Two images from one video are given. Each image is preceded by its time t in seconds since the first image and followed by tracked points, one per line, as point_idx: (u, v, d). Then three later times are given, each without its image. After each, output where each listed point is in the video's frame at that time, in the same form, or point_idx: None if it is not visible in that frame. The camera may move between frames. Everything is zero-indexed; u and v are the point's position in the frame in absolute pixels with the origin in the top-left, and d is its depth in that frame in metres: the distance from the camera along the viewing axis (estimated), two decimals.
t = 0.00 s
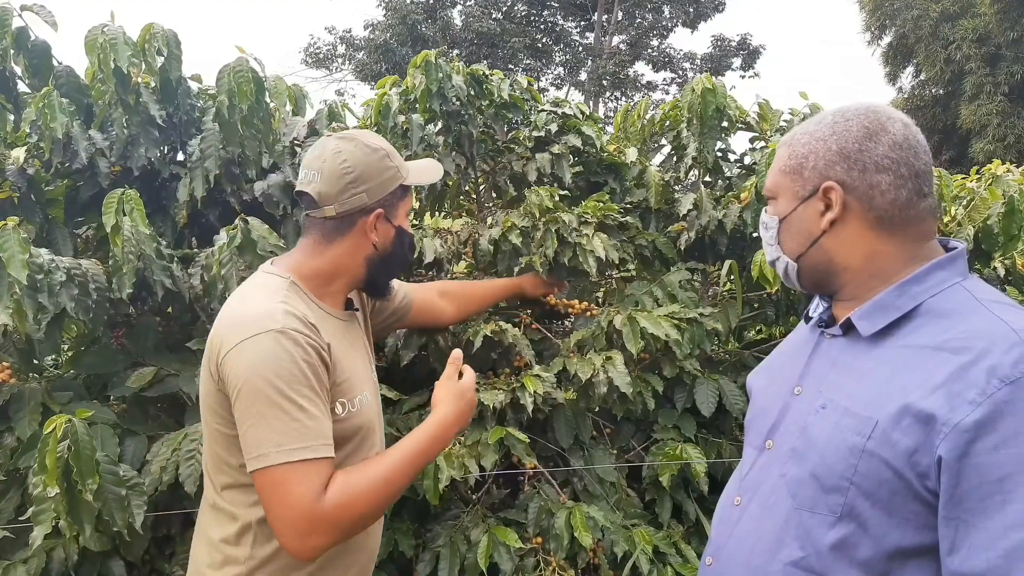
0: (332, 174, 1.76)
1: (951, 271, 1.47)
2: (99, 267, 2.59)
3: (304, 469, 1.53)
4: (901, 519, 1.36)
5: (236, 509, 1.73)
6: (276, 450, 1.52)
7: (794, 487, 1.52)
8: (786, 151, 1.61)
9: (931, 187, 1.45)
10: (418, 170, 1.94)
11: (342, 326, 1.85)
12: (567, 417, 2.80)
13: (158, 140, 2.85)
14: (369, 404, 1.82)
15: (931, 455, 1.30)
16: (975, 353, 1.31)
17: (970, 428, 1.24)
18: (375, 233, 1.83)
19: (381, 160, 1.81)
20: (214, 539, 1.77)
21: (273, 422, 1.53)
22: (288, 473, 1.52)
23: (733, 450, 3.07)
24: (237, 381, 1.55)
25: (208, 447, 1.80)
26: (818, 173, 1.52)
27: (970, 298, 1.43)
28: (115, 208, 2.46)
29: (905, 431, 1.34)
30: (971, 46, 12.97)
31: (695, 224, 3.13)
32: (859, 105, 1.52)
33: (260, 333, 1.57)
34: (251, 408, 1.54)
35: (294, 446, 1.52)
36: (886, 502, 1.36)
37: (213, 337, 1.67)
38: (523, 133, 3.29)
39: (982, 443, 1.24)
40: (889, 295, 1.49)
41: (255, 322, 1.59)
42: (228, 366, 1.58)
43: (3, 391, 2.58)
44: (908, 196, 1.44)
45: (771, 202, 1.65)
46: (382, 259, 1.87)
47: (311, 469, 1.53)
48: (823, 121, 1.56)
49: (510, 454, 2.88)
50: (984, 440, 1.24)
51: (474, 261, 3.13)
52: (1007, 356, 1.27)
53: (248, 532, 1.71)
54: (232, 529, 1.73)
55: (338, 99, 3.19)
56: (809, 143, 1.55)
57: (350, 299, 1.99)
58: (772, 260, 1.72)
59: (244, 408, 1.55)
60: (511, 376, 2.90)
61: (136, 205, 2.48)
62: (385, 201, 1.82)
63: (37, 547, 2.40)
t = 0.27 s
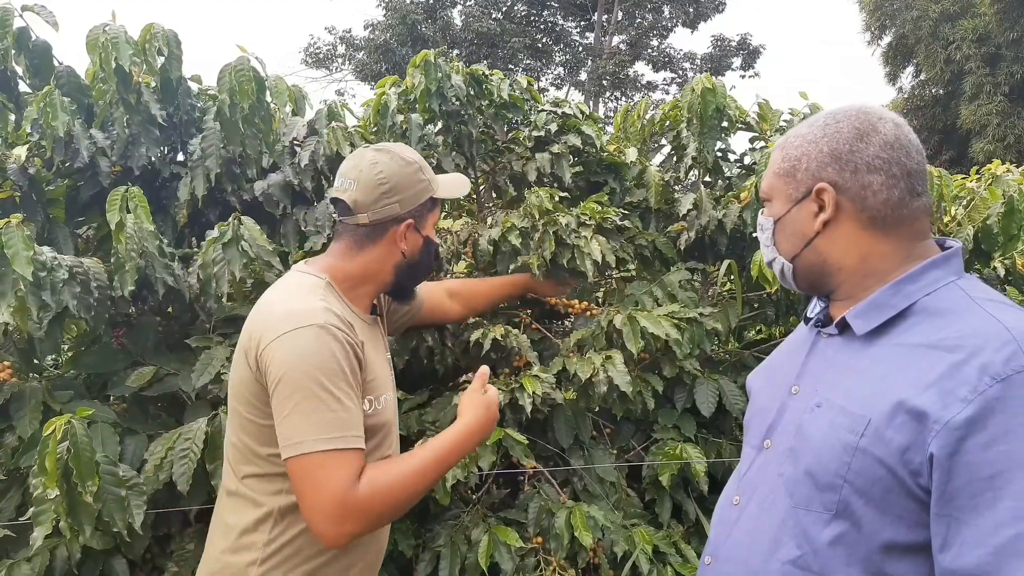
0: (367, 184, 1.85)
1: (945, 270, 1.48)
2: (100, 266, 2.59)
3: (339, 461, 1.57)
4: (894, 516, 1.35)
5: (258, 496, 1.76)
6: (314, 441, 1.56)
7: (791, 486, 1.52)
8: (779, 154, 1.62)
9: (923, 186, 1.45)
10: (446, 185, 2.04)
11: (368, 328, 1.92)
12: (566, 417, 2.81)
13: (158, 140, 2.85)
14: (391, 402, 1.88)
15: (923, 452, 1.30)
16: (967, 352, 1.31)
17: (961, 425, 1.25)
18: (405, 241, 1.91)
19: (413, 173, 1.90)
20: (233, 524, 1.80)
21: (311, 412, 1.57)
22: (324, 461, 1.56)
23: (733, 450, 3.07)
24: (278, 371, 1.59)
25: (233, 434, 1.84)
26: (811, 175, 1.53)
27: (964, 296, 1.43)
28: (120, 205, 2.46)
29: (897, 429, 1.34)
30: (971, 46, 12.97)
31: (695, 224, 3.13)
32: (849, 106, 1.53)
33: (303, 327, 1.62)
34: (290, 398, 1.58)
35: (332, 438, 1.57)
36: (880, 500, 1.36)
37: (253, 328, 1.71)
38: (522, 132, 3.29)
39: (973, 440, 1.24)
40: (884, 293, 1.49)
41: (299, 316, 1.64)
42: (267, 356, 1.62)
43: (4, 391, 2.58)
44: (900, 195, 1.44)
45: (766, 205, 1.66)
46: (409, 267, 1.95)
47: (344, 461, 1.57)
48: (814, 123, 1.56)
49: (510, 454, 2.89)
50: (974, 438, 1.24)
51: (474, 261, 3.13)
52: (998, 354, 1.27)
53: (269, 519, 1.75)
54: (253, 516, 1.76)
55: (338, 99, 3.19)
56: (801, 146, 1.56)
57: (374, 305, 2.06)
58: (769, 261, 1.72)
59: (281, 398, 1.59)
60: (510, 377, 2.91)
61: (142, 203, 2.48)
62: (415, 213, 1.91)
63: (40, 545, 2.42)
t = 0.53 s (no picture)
0: (376, 185, 1.85)
1: (942, 269, 1.48)
2: (99, 265, 2.59)
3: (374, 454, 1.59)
4: (890, 513, 1.35)
5: (276, 492, 1.77)
6: (349, 436, 1.58)
7: (788, 484, 1.53)
8: (776, 155, 1.62)
9: (918, 185, 1.45)
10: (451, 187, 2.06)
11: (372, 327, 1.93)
12: (566, 417, 2.81)
13: (158, 140, 2.85)
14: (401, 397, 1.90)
15: (917, 448, 1.30)
16: (962, 349, 1.31)
17: (955, 421, 1.25)
18: (411, 240, 1.92)
19: (420, 174, 1.91)
20: (250, 520, 1.80)
21: (342, 408, 1.58)
22: (362, 454, 1.58)
23: (733, 450, 3.07)
24: (303, 370, 1.59)
25: (246, 431, 1.84)
26: (806, 176, 1.53)
27: (960, 295, 1.42)
28: (115, 204, 2.47)
29: (893, 426, 1.34)
30: (971, 46, 12.97)
31: (696, 224, 3.13)
32: (844, 107, 1.53)
33: (327, 325, 1.62)
34: (319, 395, 1.59)
35: (366, 432, 1.59)
36: (875, 498, 1.36)
37: (270, 326, 1.70)
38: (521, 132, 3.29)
39: (966, 436, 1.24)
40: (881, 292, 1.49)
41: (320, 315, 1.64)
42: (289, 355, 1.62)
43: (4, 390, 2.58)
44: (895, 195, 1.44)
45: (764, 206, 1.67)
46: (414, 267, 1.97)
47: (379, 454, 1.60)
48: (810, 124, 1.57)
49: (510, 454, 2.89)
50: (968, 434, 1.24)
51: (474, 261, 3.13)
52: (992, 351, 1.27)
53: (287, 515, 1.75)
54: (272, 512, 1.76)
55: (338, 99, 3.19)
56: (796, 147, 1.56)
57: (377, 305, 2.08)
58: (767, 260, 1.73)
59: (308, 396, 1.60)
60: (510, 375, 2.85)
61: (136, 202, 2.48)
62: (421, 213, 1.92)
63: (39, 545, 2.43)
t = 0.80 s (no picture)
0: (377, 184, 1.85)
1: (940, 269, 1.48)
2: (99, 265, 2.59)
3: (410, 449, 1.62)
4: (888, 511, 1.36)
5: (296, 498, 1.76)
6: (385, 435, 1.60)
7: (787, 482, 1.53)
8: (777, 154, 1.62)
9: (918, 185, 1.45)
10: (451, 183, 2.07)
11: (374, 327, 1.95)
12: (564, 416, 2.82)
13: (157, 140, 2.86)
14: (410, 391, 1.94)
15: (915, 445, 1.30)
16: (959, 347, 1.31)
17: (952, 418, 1.25)
18: (413, 239, 1.93)
19: (421, 173, 1.92)
20: (269, 528, 1.79)
21: (375, 409, 1.60)
22: (404, 450, 1.61)
23: (733, 450, 3.07)
24: (334, 375, 1.60)
25: (257, 439, 1.82)
26: (806, 175, 1.53)
27: (957, 294, 1.43)
28: (117, 205, 2.45)
29: (890, 423, 1.34)
30: (971, 46, 12.97)
31: (695, 224, 3.13)
32: (845, 107, 1.53)
33: (347, 328, 1.63)
34: (351, 397, 1.60)
35: (401, 430, 1.62)
36: (873, 495, 1.37)
37: (284, 332, 1.69)
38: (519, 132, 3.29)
39: (963, 433, 1.24)
40: (880, 291, 1.49)
41: (337, 318, 1.64)
42: (312, 360, 1.62)
43: (3, 390, 2.58)
44: (894, 195, 1.44)
45: (764, 205, 1.67)
46: (415, 265, 1.98)
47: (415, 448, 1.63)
48: (811, 123, 1.57)
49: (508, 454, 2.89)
50: (965, 431, 1.24)
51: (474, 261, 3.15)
52: (989, 349, 1.28)
53: (309, 520, 1.76)
54: (294, 519, 1.76)
55: (337, 99, 3.19)
56: (797, 147, 1.56)
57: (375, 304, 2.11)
58: (767, 259, 1.73)
59: (339, 399, 1.61)
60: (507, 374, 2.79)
61: (139, 202, 2.49)
62: (422, 212, 1.93)
63: (39, 545, 2.43)
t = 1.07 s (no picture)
0: (381, 185, 1.85)
1: (944, 268, 1.48)
2: (98, 266, 2.59)
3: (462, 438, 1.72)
4: (888, 508, 1.36)
5: (323, 511, 1.75)
6: (447, 425, 1.69)
7: (788, 480, 1.53)
8: (783, 152, 1.62)
9: (924, 186, 1.45)
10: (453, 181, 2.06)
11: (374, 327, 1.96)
12: (558, 416, 2.83)
13: (156, 140, 2.86)
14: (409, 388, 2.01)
15: (915, 444, 1.30)
16: (961, 345, 1.31)
17: (952, 417, 1.25)
18: (416, 239, 1.94)
19: (424, 173, 1.92)
20: (290, 545, 1.75)
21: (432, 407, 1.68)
22: (470, 430, 1.73)
23: (732, 450, 3.06)
24: (397, 377, 1.65)
25: (273, 453, 1.77)
26: (812, 173, 1.53)
27: (959, 293, 1.43)
28: (113, 207, 2.46)
29: (891, 422, 1.34)
30: (971, 47, 12.97)
31: (695, 224, 3.13)
32: (852, 105, 1.53)
33: (391, 333, 1.66)
34: (408, 398, 1.67)
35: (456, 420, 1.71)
36: (873, 493, 1.37)
37: (318, 339, 1.67)
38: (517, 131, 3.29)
39: (964, 432, 1.24)
40: (883, 290, 1.49)
41: (379, 324, 1.66)
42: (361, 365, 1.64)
43: (2, 391, 2.59)
44: (899, 195, 1.44)
45: (769, 202, 1.66)
46: (416, 266, 1.99)
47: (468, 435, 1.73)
48: (817, 121, 1.57)
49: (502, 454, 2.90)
50: (965, 430, 1.24)
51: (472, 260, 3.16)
52: (990, 347, 1.28)
53: (340, 531, 1.75)
54: (323, 531, 1.74)
55: (336, 98, 3.19)
56: (803, 145, 1.56)
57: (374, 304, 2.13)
58: (770, 256, 1.72)
59: (396, 399, 1.67)
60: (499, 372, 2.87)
61: (136, 204, 2.48)
62: (426, 213, 1.93)
63: (39, 545, 2.44)
